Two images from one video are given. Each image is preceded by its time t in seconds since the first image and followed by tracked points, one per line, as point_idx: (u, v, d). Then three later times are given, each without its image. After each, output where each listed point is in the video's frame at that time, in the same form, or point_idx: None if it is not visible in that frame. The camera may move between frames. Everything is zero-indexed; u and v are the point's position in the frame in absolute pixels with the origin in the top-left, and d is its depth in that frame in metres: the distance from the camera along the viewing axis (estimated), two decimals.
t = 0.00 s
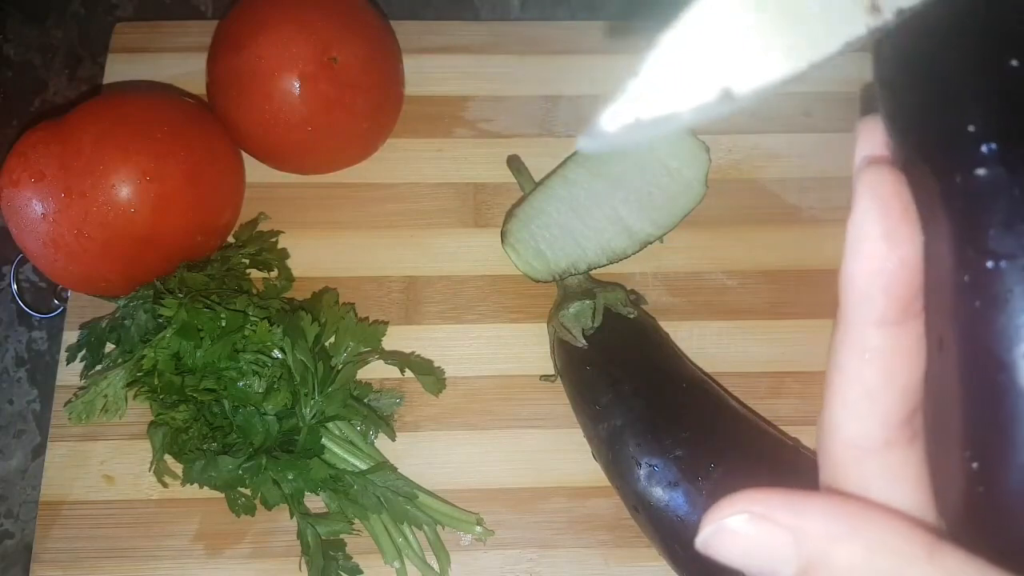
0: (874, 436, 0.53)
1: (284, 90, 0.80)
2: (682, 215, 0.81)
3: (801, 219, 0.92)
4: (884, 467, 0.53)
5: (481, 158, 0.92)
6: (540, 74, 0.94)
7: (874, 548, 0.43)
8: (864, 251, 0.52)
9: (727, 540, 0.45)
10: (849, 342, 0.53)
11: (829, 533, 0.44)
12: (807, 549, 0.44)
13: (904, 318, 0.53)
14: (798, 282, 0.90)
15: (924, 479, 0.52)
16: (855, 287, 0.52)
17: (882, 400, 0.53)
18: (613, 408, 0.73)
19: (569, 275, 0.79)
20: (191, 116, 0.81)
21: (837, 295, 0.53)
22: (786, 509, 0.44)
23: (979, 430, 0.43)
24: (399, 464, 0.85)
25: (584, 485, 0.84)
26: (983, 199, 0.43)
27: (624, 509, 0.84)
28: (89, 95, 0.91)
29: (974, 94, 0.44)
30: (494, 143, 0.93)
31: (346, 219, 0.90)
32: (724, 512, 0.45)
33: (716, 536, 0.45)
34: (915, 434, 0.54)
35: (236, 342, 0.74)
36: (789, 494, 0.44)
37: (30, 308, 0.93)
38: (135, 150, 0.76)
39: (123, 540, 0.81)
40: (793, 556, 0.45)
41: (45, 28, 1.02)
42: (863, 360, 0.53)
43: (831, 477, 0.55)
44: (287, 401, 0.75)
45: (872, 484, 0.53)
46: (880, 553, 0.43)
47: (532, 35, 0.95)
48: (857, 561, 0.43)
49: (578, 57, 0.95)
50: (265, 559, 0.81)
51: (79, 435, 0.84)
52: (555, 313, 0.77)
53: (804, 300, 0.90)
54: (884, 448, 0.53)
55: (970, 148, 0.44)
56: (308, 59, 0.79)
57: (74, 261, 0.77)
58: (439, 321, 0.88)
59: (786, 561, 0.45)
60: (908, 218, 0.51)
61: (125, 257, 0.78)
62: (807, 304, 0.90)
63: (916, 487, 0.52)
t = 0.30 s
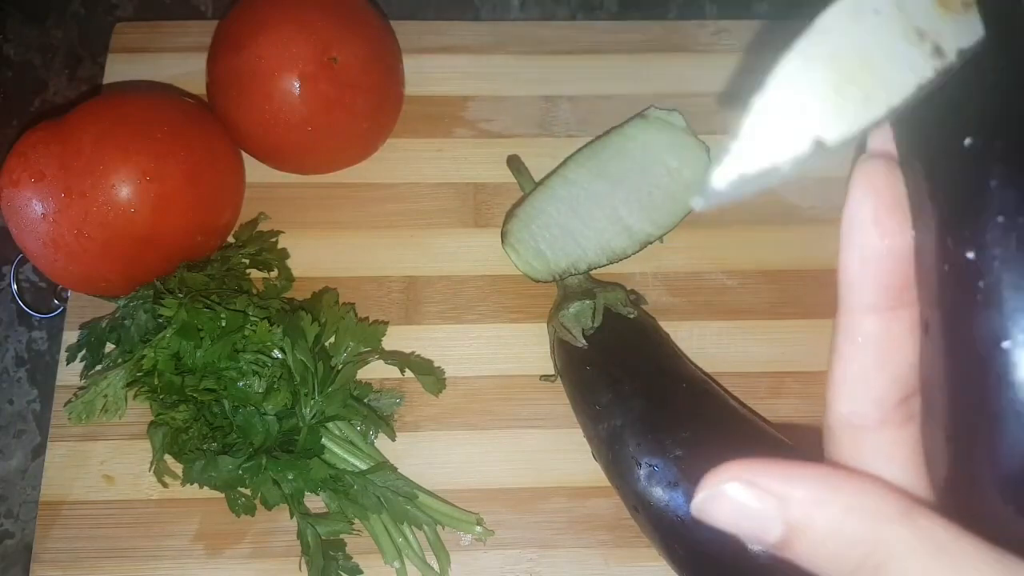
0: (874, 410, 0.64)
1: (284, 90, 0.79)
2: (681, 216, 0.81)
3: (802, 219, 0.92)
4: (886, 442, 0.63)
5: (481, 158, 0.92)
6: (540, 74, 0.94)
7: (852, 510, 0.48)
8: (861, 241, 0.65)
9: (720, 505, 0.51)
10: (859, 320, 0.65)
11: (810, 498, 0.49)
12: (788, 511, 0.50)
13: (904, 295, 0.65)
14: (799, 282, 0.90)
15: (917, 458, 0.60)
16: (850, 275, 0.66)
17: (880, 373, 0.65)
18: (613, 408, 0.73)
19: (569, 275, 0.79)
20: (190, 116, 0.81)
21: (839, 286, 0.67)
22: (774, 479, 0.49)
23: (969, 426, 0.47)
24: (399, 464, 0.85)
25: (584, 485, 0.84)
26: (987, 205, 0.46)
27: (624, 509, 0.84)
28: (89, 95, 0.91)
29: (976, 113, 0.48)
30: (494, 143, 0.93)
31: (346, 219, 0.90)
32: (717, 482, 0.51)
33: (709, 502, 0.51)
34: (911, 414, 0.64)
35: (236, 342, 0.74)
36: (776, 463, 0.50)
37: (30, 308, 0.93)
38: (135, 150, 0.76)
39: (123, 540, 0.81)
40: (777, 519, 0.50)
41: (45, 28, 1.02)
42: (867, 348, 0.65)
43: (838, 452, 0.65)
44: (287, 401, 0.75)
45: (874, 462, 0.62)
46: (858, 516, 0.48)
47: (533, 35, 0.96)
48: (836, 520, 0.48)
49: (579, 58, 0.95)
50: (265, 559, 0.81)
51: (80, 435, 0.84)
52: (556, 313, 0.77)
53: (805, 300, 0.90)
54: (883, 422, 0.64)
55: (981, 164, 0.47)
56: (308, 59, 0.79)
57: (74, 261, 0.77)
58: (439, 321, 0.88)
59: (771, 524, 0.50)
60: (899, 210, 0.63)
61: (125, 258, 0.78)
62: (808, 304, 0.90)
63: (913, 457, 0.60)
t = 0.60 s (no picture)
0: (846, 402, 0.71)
1: (284, 90, 0.79)
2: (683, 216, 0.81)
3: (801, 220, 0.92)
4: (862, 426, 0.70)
5: (481, 158, 0.92)
6: (540, 74, 0.94)
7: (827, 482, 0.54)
8: (815, 238, 0.73)
9: (709, 485, 0.55)
10: (822, 316, 0.74)
11: (789, 474, 0.54)
12: (773, 486, 0.54)
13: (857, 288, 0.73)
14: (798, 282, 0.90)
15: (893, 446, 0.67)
16: (807, 273, 0.74)
17: (848, 363, 0.73)
18: (613, 408, 0.73)
19: (569, 276, 0.80)
20: (190, 115, 0.81)
21: (799, 284, 0.75)
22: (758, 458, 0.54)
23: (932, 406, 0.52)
24: (399, 464, 0.85)
25: (583, 485, 0.84)
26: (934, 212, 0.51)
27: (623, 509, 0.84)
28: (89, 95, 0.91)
29: (928, 130, 0.52)
30: (494, 143, 0.93)
31: (346, 218, 0.90)
32: (705, 459, 0.55)
33: (697, 477, 0.55)
34: (885, 401, 0.70)
35: (236, 342, 0.74)
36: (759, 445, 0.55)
37: (30, 308, 0.93)
38: (135, 150, 0.76)
39: (123, 540, 0.81)
40: (763, 496, 0.54)
41: (45, 28, 1.02)
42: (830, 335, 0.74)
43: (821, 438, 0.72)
44: (287, 401, 0.75)
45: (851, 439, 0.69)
46: (834, 490, 0.54)
47: (533, 35, 0.96)
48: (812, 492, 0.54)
49: (579, 58, 0.95)
50: (265, 559, 0.81)
51: (80, 436, 0.84)
52: (556, 314, 0.77)
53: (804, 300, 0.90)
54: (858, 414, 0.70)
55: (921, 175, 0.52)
56: (308, 59, 0.79)
57: (74, 261, 0.77)
58: (440, 321, 0.88)
59: (755, 501, 0.55)
60: (847, 209, 0.71)
61: (126, 258, 0.78)
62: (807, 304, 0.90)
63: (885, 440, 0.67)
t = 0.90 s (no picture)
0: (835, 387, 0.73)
1: (283, 90, 0.80)
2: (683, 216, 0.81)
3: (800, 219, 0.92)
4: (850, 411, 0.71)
5: (481, 158, 0.92)
6: (540, 74, 0.94)
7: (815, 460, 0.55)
8: (789, 235, 0.70)
9: (705, 463, 0.58)
10: (806, 314, 0.73)
11: (778, 454, 0.56)
12: (765, 466, 0.56)
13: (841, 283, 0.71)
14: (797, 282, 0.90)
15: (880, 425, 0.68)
16: (784, 269, 0.72)
17: (827, 352, 0.73)
18: (612, 409, 0.73)
19: (569, 275, 0.80)
20: (190, 115, 0.81)
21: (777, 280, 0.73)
22: (749, 439, 0.56)
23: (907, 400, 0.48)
24: (398, 464, 0.85)
25: (584, 485, 0.84)
26: (895, 202, 0.46)
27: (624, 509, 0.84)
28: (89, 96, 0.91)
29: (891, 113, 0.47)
30: (494, 143, 0.93)
31: (346, 218, 0.90)
32: (702, 444, 0.58)
33: (697, 458, 0.58)
34: (869, 386, 0.72)
35: (236, 342, 0.74)
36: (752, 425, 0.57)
37: (30, 308, 0.93)
38: (135, 151, 0.76)
39: (123, 540, 0.81)
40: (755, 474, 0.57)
41: (45, 28, 1.02)
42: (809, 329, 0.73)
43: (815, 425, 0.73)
44: (287, 400, 0.75)
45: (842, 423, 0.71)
46: (822, 468, 0.55)
47: (533, 35, 0.96)
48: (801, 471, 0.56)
49: (579, 57, 0.95)
50: (265, 559, 0.81)
51: (79, 435, 0.84)
52: (555, 313, 0.77)
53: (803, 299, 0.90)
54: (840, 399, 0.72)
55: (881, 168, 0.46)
56: (308, 58, 0.79)
57: (74, 261, 0.77)
58: (440, 320, 0.88)
59: (747, 479, 0.57)
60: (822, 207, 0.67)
61: (125, 257, 0.78)
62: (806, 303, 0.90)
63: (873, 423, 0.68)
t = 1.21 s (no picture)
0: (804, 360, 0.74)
1: (283, 90, 0.80)
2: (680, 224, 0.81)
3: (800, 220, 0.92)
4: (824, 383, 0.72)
5: (481, 158, 0.92)
6: (541, 74, 0.95)
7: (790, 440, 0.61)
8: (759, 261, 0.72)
9: (688, 443, 0.66)
10: (777, 297, 0.74)
11: (751, 431, 0.63)
12: (738, 443, 0.63)
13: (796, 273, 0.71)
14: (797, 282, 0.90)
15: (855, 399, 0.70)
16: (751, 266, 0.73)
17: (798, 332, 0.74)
18: (613, 409, 0.73)
19: (568, 274, 0.78)
20: (190, 115, 0.81)
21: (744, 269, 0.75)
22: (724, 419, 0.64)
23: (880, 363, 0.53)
24: (398, 464, 0.85)
25: (584, 485, 0.84)
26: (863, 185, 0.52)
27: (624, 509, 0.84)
28: (89, 96, 0.91)
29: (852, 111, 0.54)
30: (494, 142, 0.93)
31: (346, 219, 0.90)
32: (687, 426, 0.65)
33: (678, 440, 0.66)
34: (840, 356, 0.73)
35: (236, 342, 0.74)
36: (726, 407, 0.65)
37: (30, 308, 0.93)
38: (134, 150, 0.76)
39: (122, 540, 0.81)
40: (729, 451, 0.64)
41: (45, 28, 1.02)
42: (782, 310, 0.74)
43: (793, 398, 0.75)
44: (286, 400, 0.75)
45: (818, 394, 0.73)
46: (794, 442, 0.61)
47: (533, 35, 0.96)
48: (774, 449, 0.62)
49: (579, 57, 0.95)
50: (265, 559, 0.81)
51: (80, 436, 0.84)
52: (555, 313, 0.77)
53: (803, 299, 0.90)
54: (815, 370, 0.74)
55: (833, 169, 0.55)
56: (308, 58, 0.79)
57: (74, 261, 0.77)
58: (440, 320, 0.88)
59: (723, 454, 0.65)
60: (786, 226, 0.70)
61: (125, 257, 0.78)
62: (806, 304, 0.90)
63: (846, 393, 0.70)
